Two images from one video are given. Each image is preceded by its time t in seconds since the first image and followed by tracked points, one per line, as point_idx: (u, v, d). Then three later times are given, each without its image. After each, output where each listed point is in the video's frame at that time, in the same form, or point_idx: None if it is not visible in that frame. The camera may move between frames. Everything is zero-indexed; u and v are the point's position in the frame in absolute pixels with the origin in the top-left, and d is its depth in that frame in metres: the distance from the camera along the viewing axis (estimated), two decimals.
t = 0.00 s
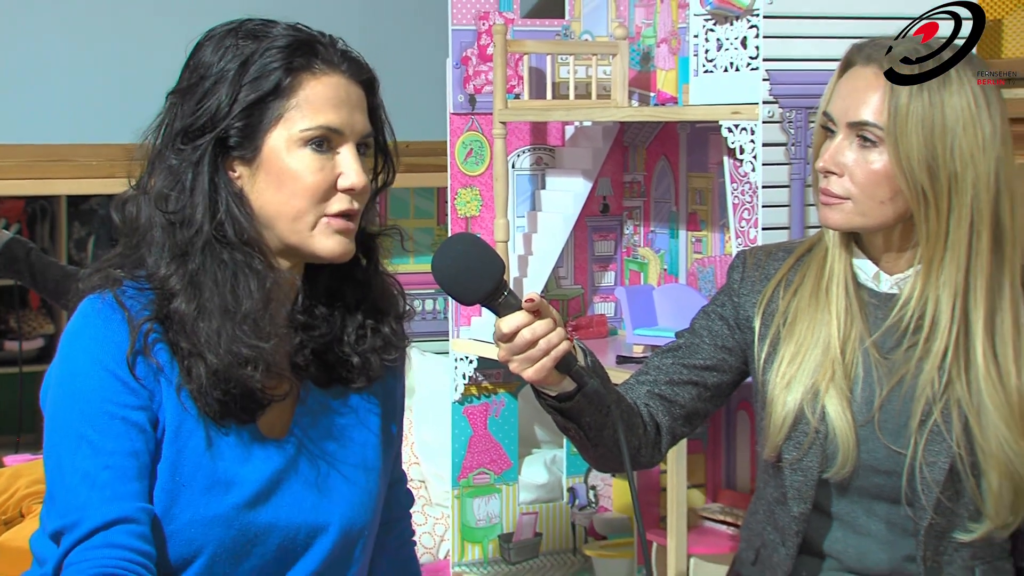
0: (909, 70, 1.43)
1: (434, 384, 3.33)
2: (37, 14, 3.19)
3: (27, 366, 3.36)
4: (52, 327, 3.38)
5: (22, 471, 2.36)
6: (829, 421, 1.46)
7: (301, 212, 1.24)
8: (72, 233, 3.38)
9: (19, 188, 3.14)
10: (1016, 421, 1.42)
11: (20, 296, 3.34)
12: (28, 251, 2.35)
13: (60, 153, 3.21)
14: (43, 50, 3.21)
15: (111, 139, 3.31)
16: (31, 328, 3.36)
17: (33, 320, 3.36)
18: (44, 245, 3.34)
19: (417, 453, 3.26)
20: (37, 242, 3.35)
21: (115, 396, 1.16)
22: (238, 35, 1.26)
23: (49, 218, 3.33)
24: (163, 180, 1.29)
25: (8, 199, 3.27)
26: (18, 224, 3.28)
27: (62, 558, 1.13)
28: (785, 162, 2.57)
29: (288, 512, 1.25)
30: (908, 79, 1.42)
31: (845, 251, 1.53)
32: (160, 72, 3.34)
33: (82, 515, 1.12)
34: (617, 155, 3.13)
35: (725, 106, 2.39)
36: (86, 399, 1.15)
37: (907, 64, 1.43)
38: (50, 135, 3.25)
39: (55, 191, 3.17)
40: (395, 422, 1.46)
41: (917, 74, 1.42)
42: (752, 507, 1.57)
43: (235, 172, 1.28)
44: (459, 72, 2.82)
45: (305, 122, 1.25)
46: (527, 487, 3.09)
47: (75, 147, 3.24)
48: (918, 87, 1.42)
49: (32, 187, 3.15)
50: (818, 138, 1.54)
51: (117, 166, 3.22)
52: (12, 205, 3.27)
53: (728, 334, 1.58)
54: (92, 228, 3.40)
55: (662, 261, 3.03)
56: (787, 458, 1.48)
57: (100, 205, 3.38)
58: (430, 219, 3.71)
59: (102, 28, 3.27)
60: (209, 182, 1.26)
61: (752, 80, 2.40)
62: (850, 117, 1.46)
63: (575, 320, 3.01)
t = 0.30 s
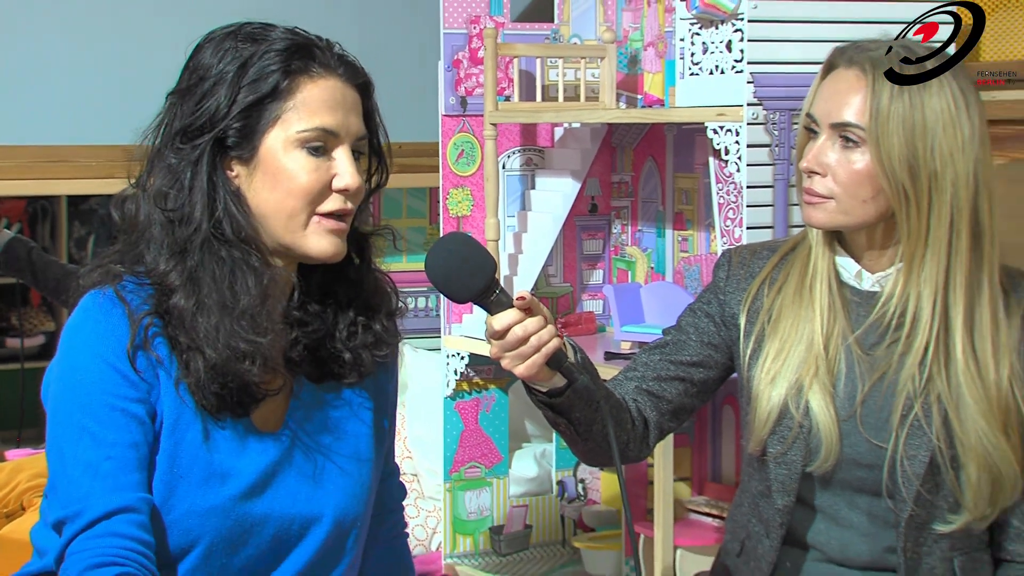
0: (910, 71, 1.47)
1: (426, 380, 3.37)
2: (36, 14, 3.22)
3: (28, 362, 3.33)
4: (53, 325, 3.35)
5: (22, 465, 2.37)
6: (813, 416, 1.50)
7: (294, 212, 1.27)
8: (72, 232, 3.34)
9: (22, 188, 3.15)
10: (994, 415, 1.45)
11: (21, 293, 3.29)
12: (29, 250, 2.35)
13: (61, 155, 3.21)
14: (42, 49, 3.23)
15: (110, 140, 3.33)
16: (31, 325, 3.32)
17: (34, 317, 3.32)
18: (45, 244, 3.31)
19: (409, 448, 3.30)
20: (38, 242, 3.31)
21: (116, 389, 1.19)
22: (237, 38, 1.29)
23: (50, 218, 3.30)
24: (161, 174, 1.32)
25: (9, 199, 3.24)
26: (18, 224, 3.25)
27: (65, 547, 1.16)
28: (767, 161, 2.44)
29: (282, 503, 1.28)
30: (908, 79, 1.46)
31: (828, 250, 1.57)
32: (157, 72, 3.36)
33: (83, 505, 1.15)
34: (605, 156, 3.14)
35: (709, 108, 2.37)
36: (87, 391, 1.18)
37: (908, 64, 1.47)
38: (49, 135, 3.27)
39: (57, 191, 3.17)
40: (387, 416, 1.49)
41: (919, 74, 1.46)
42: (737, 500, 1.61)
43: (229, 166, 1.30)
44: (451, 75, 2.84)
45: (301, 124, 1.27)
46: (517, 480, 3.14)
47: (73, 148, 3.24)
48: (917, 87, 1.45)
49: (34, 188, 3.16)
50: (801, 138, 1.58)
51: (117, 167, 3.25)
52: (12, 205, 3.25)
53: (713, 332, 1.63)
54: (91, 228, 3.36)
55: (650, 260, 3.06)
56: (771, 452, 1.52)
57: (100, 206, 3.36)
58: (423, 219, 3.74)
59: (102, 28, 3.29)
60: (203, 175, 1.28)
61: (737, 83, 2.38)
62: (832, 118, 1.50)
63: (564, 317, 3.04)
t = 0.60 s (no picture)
0: (908, 70, 1.50)
1: (421, 375, 3.41)
2: (37, 15, 3.35)
3: (31, 358, 3.54)
4: (55, 321, 3.57)
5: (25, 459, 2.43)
6: (800, 411, 1.53)
7: (325, 211, 1.30)
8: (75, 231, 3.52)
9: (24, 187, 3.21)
10: (978, 409, 1.49)
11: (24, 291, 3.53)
12: (32, 248, 2.37)
13: (63, 155, 3.31)
14: (42, 51, 3.36)
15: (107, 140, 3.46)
16: (35, 321, 3.56)
17: (37, 314, 3.55)
18: (48, 242, 3.50)
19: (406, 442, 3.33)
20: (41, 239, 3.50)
21: (114, 385, 1.20)
22: (251, 46, 1.28)
23: (52, 217, 3.48)
24: (186, 192, 1.29)
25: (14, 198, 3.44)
26: (22, 222, 3.45)
27: (60, 538, 1.17)
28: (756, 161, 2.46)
29: (279, 497, 1.30)
30: (908, 79, 1.49)
31: (815, 247, 1.60)
32: (155, 73, 3.50)
33: (78, 499, 1.16)
34: (597, 156, 3.16)
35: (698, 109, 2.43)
36: (85, 388, 1.19)
37: (906, 64, 1.50)
38: (50, 135, 3.41)
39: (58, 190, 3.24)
40: (383, 409, 1.53)
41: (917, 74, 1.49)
42: (726, 494, 1.64)
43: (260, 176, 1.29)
44: (446, 76, 2.89)
45: (329, 127, 1.30)
46: (511, 473, 3.19)
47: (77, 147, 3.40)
48: (919, 87, 1.49)
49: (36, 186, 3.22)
50: (789, 138, 1.61)
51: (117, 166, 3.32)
52: (17, 204, 3.45)
53: (702, 328, 1.66)
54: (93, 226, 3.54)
55: (640, 258, 3.11)
56: (759, 446, 1.55)
57: (102, 205, 3.53)
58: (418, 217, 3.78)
59: (102, 28, 3.43)
60: (241, 188, 1.27)
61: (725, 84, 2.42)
62: (819, 117, 1.53)
63: (557, 314, 3.07)
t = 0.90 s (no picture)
0: (908, 70, 1.54)
1: (415, 369, 3.42)
2: (36, 15, 3.32)
3: (35, 351, 3.58)
4: (58, 316, 3.60)
5: (28, 451, 2.45)
6: (786, 404, 1.56)
7: (337, 205, 1.35)
8: (77, 227, 3.57)
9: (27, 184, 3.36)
10: (959, 401, 1.53)
11: (27, 287, 3.55)
12: (35, 245, 2.39)
13: (62, 152, 3.38)
14: (43, 48, 3.34)
15: (107, 139, 3.44)
16: (38, 316, 3.58)
17: (40, 309, 3.57)
18: (51, 238, 3.56)
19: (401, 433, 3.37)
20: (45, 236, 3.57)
21: (118, 375, 1.22)
22: (259, 46, 1.30)
23: (56, 214, 3.54)
24: (208, 193, 1.30)
25: (18, 195, 3.50)
26: (26, 219, 3.52)
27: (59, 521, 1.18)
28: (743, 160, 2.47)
29: (280, 489, 1.33)
30: (907, 79, 1.52)
31: (800, 244, 1.64)
32: (155, 72, 3.47)
33: (78, 484, 1.17)
34: (588, 154, 3.21)
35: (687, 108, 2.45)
36: (90, 378, 1.21)
37: (907, 64, 1.54)
38: (49, 135, 3.38)
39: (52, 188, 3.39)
40: (381, 399, 1.56)
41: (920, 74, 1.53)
42: (714, 484, 1.67)
43: (275, 173, 1.32)
44: (440, 75, 2.90)
45: (338, 123, 1.34)
46: (504, 465, 3.20)
47: (79, 146, 3.40)
48: (916, 87, 1.52)
49: (36, 185, 3.37)
50: (774, 136, 1.64)
51: (118, 163, 3.44)
52: (21, 201, 3.51)
53: (691, 323, 1.69)
54: (95, 222, 3.58)
55: (631, 253, 3.14)
56: (747, 438, 1.59)
57: (104, 201, 3.58)
58: (413, 214, 3.83)
59: (102, 28, 3.40)
60: (265, 186, 1.30)
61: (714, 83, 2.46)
62: (802, 115, 1.57)
63: (550, 308, 3.09)
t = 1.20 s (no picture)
0: (911, 70, 1.58)
1: (413, 361, 3.46)
2: (36, 15, 3.34)
3: (39, 345, 3.60)
4: (62, 311, 3.62)
5: (32, 442, 2.48)
6: (775, 396, 1.59)
7: (335, 202, 1.38)
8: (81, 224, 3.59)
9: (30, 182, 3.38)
10: (943, 389, 1.57)
11: (32, 281, 3.59)
12: (40, 241, 2.41)
13: (64, 149, 3.41)
14: (43, 48, 3.36)
15: (105, 138, 3.46)
16: (42, 311, 3.61)
17: (45, 304, 3.60)
18: (55, 234, 3.58)
19: (398, 426, 3.41)
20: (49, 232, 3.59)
21: (121, 368, 1.24)
22: (261, 44, 1.33)
23: (60, 211, 3.56)
24: (207, 187, 1.33)
25: (22, 192, 3.51)
26: (31, 216, 3.53)
27: (72, 514, 1.21)
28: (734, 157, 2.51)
29: (279, 479, 1.36)
30: (907, 79, 1.56)
31: (789, 238, 1.67)
32: (154, 71, 3.50)
33: (91, 476, 1.20)
34: (582, 152, 3.25)
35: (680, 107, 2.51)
36: (94, 372, 1.23)
37: (906, 65, 1.59)
38: (49, 135, 3.40)
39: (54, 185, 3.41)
40: (377, 390, 1.59)
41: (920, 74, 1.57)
42: (705, 475, 1.71)
43: (273, 168, 1.35)
44: (436, 75, 2.94)
45: (336, 120, 1.36)
46: (499, 457, 3.25)
47: (80, 144, 3.42)
48: (917, 87, 1.57)
49: (39, 181, 3.39)
50: (762, 133, 1.67)
51: (120, 161, 3.47)
52: (25, 198, 3.52)
53: (682, 317, 1.73)
54: (98, 219, 3.60)
55: (623, 249, 3.16)
56: (737, 430, 1.62)
57: (106, 199, 3.60)
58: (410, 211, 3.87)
59: (102, 28, 3.42)
60: (263, 180, 1.32)
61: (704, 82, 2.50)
62: (789, 112, 1.60)
63: (544, 303, 3.13)
